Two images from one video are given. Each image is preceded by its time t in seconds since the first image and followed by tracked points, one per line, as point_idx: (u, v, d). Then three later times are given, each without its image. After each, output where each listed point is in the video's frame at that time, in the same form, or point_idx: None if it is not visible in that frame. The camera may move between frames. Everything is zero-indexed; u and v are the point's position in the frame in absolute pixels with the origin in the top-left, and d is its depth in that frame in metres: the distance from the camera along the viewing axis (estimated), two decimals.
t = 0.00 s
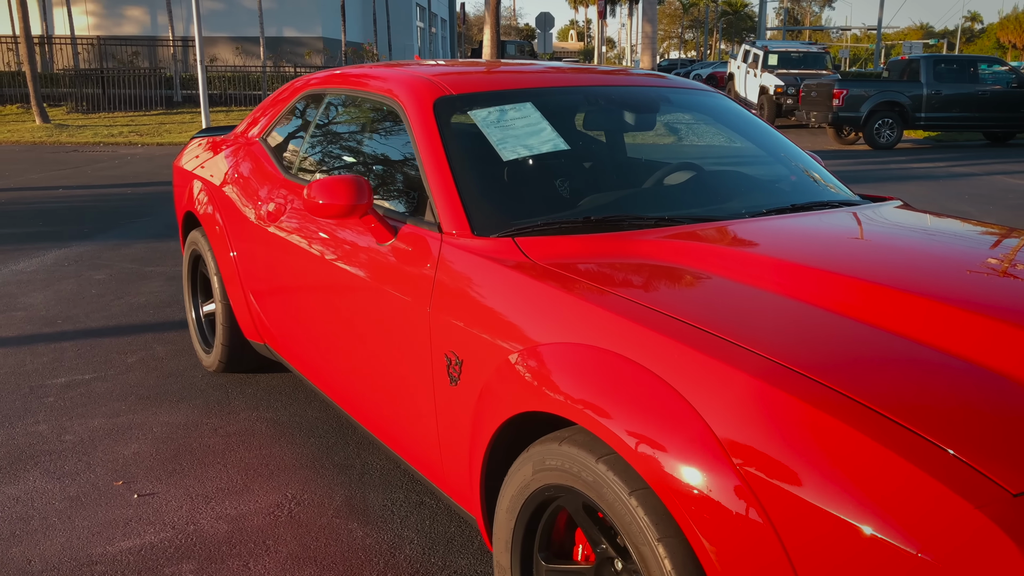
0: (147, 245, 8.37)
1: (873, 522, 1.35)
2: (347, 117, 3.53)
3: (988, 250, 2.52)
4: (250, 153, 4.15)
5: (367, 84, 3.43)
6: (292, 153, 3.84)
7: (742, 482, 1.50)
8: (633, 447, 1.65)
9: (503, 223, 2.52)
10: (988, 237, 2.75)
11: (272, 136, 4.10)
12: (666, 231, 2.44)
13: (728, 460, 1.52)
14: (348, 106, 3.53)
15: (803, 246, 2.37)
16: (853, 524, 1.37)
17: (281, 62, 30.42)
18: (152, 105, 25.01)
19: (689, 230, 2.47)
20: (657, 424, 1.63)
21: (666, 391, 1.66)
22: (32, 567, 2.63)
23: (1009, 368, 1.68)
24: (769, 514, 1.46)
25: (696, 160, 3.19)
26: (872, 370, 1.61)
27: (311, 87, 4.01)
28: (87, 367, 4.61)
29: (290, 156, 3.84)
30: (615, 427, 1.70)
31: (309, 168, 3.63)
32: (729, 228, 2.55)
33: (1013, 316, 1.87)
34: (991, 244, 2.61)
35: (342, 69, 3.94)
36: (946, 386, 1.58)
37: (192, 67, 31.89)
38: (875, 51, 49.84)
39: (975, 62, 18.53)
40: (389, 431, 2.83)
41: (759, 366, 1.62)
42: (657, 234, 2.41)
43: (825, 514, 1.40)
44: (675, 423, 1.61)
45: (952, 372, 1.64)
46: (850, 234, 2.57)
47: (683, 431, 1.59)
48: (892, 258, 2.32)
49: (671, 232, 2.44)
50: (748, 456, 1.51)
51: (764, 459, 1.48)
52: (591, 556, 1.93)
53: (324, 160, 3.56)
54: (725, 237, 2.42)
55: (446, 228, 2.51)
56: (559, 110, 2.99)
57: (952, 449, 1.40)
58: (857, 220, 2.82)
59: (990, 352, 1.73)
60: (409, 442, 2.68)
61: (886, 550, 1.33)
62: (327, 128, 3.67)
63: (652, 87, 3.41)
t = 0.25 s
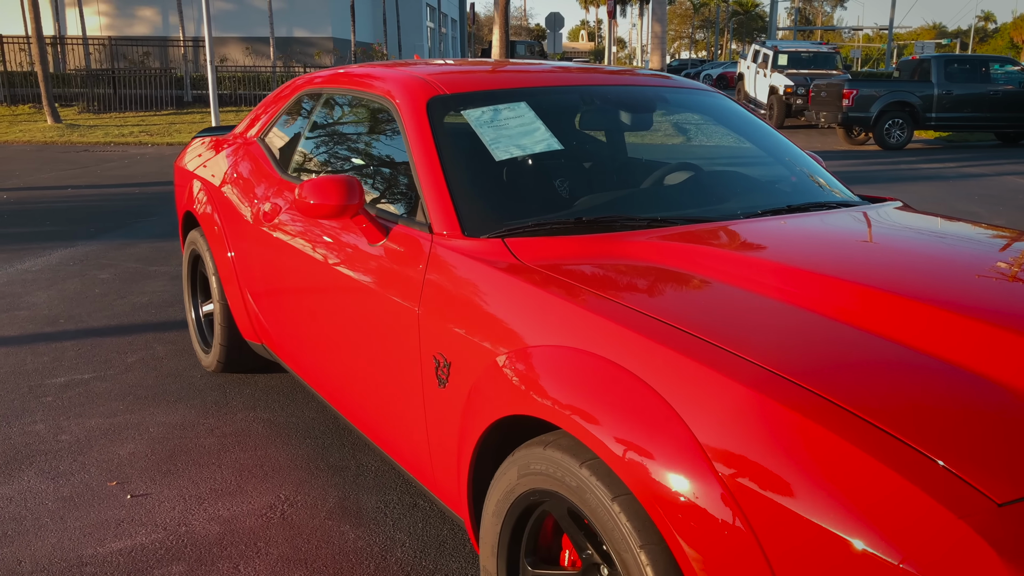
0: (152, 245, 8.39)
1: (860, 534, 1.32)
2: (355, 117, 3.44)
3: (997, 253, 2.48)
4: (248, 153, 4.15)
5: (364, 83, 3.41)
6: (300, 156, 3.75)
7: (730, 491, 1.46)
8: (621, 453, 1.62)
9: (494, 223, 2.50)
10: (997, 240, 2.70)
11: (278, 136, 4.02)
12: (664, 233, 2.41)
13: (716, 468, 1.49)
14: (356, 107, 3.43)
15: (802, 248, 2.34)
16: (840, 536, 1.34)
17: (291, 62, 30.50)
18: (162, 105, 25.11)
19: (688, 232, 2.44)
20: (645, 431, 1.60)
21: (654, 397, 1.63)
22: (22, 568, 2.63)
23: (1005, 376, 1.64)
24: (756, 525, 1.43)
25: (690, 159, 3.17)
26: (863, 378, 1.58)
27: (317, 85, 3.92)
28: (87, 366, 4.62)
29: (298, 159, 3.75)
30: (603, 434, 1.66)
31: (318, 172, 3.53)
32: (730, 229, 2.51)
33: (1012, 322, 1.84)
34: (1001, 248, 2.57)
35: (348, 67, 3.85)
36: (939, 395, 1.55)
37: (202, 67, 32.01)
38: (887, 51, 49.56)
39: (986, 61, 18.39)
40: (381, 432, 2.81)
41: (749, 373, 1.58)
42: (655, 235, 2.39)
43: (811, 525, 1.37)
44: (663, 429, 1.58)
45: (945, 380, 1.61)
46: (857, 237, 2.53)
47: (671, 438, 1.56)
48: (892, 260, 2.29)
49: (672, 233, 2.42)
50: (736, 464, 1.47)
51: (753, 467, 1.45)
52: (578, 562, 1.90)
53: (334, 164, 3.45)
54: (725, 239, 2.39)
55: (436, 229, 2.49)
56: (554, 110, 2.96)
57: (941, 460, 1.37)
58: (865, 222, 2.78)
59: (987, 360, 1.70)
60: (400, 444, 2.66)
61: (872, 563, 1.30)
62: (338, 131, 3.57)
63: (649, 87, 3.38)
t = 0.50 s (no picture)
0: (157, 244, 8.41)
1: (849, 545, 1.29)
2: (361, 118, 3.29)
3: (1006, 257, 2.43)
4: (247, 153, 4.14)
5: (361, 82, 3.40)
6: (307, 158, 3.62)
7: (719, 499, 1.43)
8: (610, 460, 1.59)
9: (486, 224, 2.47)
10: (1007, 243, 2.66)
11: (282, 137, 3.96)
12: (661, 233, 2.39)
13: (706, 477, 1.46)
14: (362, 106, 3.29)
15: (803, 251, 2.29)
16: (829, 547, 1.31)
17: (300, 62, 30.58)
18: (171, 105, 25.21)
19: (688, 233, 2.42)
20: (635, 438, 1.57)
21: (644, 403, 1.60)
22: (14, 569, 2.62)
23: (1001, 383, 1.61)
24: (745, 534, 1.40)
25: (688, 159, 3.15)
26: (857, 387, 1.55)
27: (320, 85, 3.81)
28: (88, 366, 4.62)
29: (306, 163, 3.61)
30: (592, 441, 1.64)
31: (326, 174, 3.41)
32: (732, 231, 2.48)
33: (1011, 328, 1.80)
34: (1011, 251, 2.52)
35: (353, 67, 3.75)
36: (933, 403, 1.52)
37: (212, 67, 32.12)
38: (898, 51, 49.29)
39: (997, 61, 18.27)
40: (374, 434, 2.79)
41: (739, 380, 1.55)
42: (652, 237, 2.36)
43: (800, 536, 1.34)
44: (654, 436, 1.55)
45: (939, 387, 1.58)
46: (865, 240, 2.49)
47: (662, 445, 1.53)
48: (890, 262, 2.25)
49: (674, 235, 2.39)
50: (729, 473, 1.44)
51: (745, 476, 1.42)
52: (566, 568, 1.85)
53: (342, 166, 3.31)
54: (731, 242, 2.35)
55: (428, 230, 2.47)
56: (550, 110, 2.94)
57: (932, 471, 1.34)
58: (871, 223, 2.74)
59: (984, 367, 1.67)
60: (392, 446, 2.64)
61: None
62: (346, 133, 3.42)
63: (646, 86, 3.34)
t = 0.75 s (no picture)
0: (163, 244, 8.43)
1: (838, 560, 1.26)
2: (368, 119, 3.11)
3: (1016, 260, 2.37)
4: (247, 152, 4.12)
5: (357, 80, 3.37)
6: (313, 158, 3.51)
7: (707, 510, 1.40)
8: (599, 468, 1.56)
9: (478, 224, 2.45)
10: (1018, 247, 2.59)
11: (288, 136, 3.86)
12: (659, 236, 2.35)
13: (695, 487, 1.43)
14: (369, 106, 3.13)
15: (815, 254, 2.25)
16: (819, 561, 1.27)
17: (310, 61, 30.65)
18: (181, 104, 25.31)
19: (690, 236, 2.38)
20: (624, 446, 1.54)
21: (632, 410, 1.57)
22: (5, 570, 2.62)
23: (1000, 391, 1.55)
24: (733, 546, 1.37)
25: (688, 159, 3.12)
26: (850, 395, 1.51)
27: (322, 84, 3.73)
28: (88, 365, 4.62)
29: (319, 167, 3.43)
30: (581, 448, 1.60)
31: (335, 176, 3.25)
32: (738, 234, 2.44)
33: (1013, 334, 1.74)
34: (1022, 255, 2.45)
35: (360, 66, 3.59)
36: (927, 412, 1.47)
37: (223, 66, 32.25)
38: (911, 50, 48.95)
39: (1010, 61, 18.11)
40: (367, 436, 2.77)
41: (729, 388, 1.51)
42: (649, 240, 2.31)
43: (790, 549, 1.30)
44: (642, 444, 1.52)
45: (934, 395, 1.53)
46: (875, 243, 2.43)
47: (651, 453, 1.50)
48: (890, 266, 2.19)
49: (679, 238, 2.35)
50: (723, 484, 1.40)
51: (737, 487, 1.38)
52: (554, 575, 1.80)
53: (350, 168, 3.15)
54: (736, 245, 2.30)
55: (420, 231, 2.44)
56: (546, 109, 2.91)
57: (922, 483, 1.31)
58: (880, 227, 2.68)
59: (986, 371, 1.62)
60: (384, 448, 2.62)
61: None
62: (354, 133, 3.24)
63: (644, 85, 3.30)
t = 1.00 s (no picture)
0: (169, 243, 8.46)
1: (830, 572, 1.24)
2: (366, 118, 3.10)
3: None
4: (247, 153, 4.12)
5: (355, 79, 3.35)
6: (320, 159, 3.41)
7: (697, 517, 1.38)
8: (590, 474, 1.54)
9: (473, 225, 2.43)
10: None
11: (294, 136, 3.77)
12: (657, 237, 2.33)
13: (686, 495, 1.41)
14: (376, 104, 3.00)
15: (828, 256, 2.22)
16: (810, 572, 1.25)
17: (319, 61, 30.72)
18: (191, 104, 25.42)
19: (695, 237, 2.35)
20: (616, 452, 1.52)
21: (624, 417, 1.56)
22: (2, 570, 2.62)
23: (998, 398, 1.51)
24: (724, 555, 1.34)
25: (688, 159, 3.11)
26: (845, 402, 1.48)
27: (322, 85, 3.72)
28: (91, 364, 4.64)
29: (328, 168, 3.30)
30: (573, 453, 1.58)
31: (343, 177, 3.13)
32: (746, 236, 2.41)
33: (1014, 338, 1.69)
34: None
35: (366, 66, 3.51)
36: (922, 419, 1.45)
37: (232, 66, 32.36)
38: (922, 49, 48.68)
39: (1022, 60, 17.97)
40: (363, 437, 2.76)
41: (722, 395, 1.49)
42: (648, 242, 2.29)
43: (782, 560, 1.28)
44: (634, 450, 1.50)
45: (929, 401, 1.51)
46: (882, 245, 2.39)
47: (642, 460, 1.48)
48: (891, 267, 2.14)
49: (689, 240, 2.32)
50: (719, 493, 1.37)
51: (732, 496, 1.36)
52: None
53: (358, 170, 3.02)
54: (745, 247, 2.28)
55: (415, 231, 2.43)
56: (544, 110, 2.89)
57: (914, 493, 1.29)
58: (890, 229, 2.64)
59: (988, 374, 1.58)
60: (379, 449, 2.61)
61: None
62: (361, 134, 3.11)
63: (641, 84, 3.28)
